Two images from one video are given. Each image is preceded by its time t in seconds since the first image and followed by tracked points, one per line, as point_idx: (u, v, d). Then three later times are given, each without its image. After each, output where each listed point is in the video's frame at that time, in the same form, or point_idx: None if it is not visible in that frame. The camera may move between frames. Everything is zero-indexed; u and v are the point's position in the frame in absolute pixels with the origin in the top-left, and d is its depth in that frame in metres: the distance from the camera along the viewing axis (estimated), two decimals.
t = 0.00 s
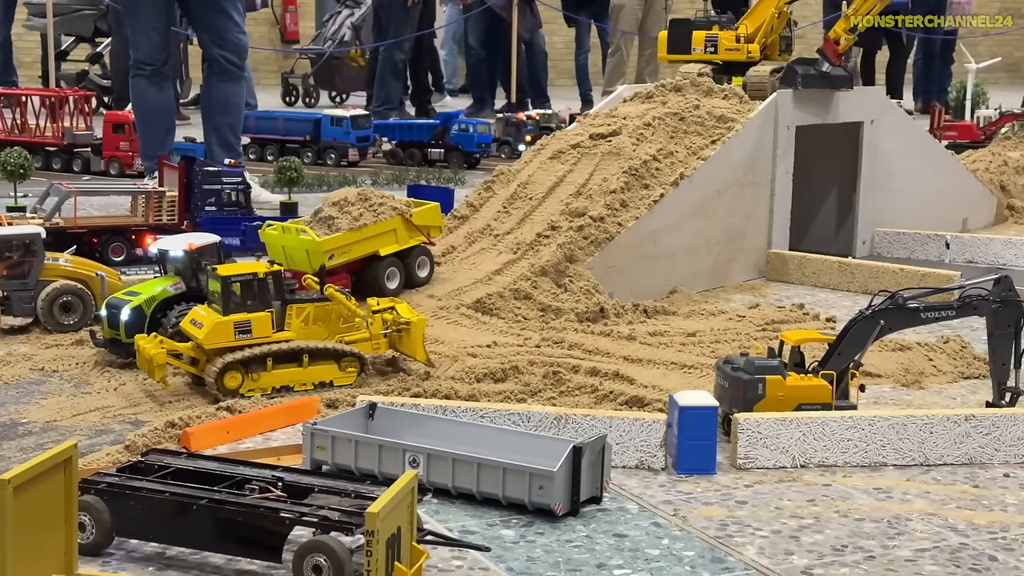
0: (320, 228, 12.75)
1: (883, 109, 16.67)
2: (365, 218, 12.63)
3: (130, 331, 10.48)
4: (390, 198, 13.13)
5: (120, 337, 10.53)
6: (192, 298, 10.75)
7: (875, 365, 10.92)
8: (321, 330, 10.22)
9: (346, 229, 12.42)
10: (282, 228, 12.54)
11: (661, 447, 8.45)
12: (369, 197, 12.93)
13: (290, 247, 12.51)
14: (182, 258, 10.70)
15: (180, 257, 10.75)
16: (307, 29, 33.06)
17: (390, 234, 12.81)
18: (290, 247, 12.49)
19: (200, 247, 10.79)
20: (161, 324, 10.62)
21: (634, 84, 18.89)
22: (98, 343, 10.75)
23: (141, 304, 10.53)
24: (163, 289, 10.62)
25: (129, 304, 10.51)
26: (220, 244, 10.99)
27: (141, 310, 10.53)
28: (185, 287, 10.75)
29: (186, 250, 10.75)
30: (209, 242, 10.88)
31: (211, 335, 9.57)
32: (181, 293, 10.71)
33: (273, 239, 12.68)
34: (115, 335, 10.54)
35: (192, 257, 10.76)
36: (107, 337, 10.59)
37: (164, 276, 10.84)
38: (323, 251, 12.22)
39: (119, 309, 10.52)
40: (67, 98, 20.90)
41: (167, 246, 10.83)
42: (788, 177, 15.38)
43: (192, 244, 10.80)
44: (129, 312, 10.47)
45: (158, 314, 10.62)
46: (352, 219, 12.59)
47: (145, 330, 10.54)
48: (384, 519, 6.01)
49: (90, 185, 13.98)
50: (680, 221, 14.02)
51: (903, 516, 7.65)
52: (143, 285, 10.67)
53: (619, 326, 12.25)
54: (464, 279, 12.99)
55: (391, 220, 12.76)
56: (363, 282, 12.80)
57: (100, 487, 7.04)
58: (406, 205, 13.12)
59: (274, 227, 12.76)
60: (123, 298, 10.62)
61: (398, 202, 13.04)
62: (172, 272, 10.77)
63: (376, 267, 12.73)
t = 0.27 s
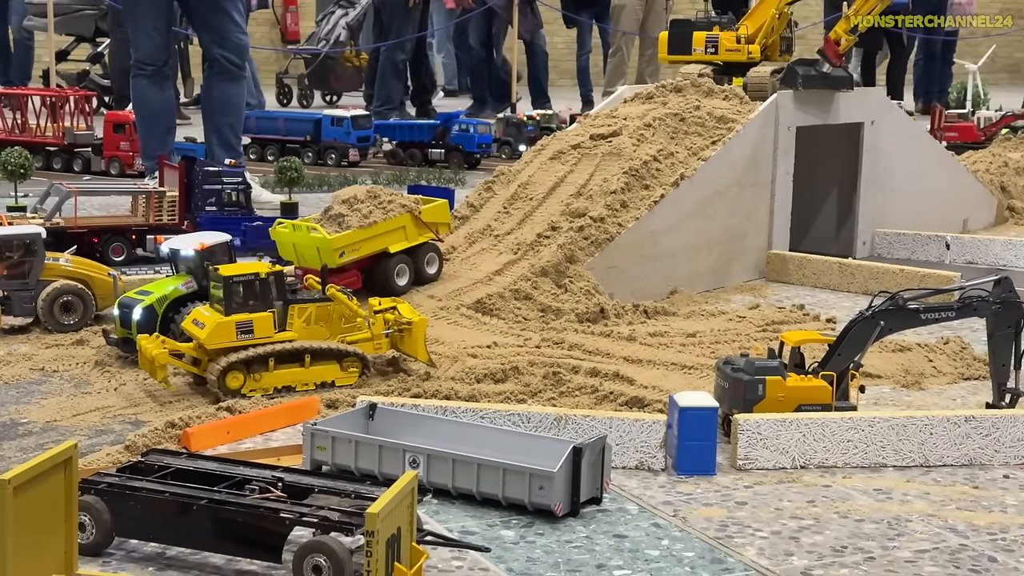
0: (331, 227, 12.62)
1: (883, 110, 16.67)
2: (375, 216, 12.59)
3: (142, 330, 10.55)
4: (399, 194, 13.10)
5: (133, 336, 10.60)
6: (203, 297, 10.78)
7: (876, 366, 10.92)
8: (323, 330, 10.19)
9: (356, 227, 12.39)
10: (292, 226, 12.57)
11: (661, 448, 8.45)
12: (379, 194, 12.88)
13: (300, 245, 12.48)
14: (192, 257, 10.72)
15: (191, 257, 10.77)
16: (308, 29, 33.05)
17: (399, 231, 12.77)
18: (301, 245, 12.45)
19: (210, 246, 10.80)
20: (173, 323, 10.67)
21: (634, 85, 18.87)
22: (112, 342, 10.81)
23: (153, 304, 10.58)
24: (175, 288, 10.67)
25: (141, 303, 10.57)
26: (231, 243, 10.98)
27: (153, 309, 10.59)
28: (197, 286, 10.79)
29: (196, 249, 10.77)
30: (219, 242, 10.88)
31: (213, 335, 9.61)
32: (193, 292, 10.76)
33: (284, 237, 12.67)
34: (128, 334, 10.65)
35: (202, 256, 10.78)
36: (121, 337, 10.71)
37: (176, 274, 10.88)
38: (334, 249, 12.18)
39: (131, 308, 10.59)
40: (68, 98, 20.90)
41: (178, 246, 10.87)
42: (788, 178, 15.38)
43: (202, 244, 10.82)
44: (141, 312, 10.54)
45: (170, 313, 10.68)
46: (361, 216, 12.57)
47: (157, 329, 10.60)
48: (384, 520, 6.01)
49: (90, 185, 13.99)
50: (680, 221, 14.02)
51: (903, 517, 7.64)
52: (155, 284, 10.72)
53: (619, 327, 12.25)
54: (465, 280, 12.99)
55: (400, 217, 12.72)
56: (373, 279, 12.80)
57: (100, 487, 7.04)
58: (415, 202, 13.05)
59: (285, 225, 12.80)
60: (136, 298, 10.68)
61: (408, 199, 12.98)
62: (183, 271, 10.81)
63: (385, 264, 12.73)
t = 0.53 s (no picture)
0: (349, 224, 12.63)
1: (882, 112, 16.68)
2: (392, 213, 12.64)
3: (167, 330, 10.65)
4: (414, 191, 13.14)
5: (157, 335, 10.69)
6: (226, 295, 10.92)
7: (875, 369, 10.93)
8: (332, 330, 10.27)
9: (375, 224, 12.43)
10: (312, 224, 12.60)
11: (661, 450, 8.45)
12: (395, 192, 12.99)
13: (319, 243, 12.50)
14: (215, 256, 10.90)
15: (214, 256, 10.95)
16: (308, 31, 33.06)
17: (417, 227, 12.86)
18: (320, 243, 12.47)
19: (232, 245, 10.97)
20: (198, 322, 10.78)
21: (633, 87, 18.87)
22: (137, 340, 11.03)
23: (177, 303, 10.67)
24: (198, 287, 10.77)
25: (166, 303, 10.66)
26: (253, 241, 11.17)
27: (177, 309, 10.68)
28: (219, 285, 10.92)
29: (219, 248, 10.94)
30: (240, 241, 11.07)
31: (223, 335, 9.62)
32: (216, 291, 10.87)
33: (303, 235, 12.71)
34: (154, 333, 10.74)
35: (225, 256, 10.97)
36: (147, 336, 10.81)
37: (198, 275, 11.02)
38: (354, 246, 12.22)
39: (156, 308, 10.67)
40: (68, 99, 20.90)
41: (200, 246, 11.03)
42: (787, 180, 15.40)
43: (224, 244, 11.00)
44: (165, 311, 10.63)
45: (194, 312, 10.77)
46: (380, 214, 12.60)
47: (182, 328, 10.69)
48: (384, 521, 6.02)
49: (89, 186, 14.02)
50: (680, 223, 14.03)
51: (902, 519, 7.65)
52: (179, 284, 10.81)
53: (619, 329, 12.27)
54: (464, 281, 12.99)
55: (417, 214, 12.80)
56: (391, 274, 12.88)
57: (100, 488, 7.05)
58: (431, 198, 13.11)
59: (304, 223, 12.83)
60: (160, 298, 10.78)
61: (423, 196, 13.02)
62: (206, 270, 10.96)
63: (403, 260, 12.80)
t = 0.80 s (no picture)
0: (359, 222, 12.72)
1: (880, 116, 16.70)
2: (401, 212, 12.75)
3: (180, 326, 10.69)
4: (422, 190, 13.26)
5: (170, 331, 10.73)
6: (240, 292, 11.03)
7: (872, 372, 10.94)
8: (338, 332, 10.30)
9: (383, 223, 12.53)
10: (321, 222, 12.63)
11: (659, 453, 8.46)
12: (404, 191, 13.03)
13: (329, 241, 12.55)
14: (229, 254, 11.01)
15: (227, 254, 11.07)
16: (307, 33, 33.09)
17: (425, 226, 12.97)
18: (330, 241, 12.52)
19: (246, 242, 11.06)
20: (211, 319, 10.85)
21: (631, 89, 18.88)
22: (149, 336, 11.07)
23: (191, 299, 10.72)
24: (212, 284, 10.84)
25: (180, 299, 10.70)
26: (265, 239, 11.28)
27: (191, 305, 10.74)
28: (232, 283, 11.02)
29: (233, 245, 11.05)
30: (254, 238, 11.17)
31: (228, 337, 9.64)
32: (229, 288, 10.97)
33: (313, 234, 12.75)
34: (167, 330, 10.77)
35: (238, 253, 11.07)
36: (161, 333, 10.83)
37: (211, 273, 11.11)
38: (364, 243, 12.29)
39: (170, 304, 10.71)
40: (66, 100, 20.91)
41: (214, 244, 11.15)
42: (785, 183, 15.42)
43: (238, 241, 11.09)
44: (179, 308, 10.68)
45: (208, 308, 10.83)
46: (388, 211, 12.74)
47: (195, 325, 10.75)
48: (383, 523, 6.04)
49: (87, 188, 14.02)
50: (678, 226, 14.05)
51: (899, 523, 7.67)
52: (192, 281, 10.88)
53: (617, 332, 12.28)
54: (463, 283, 13.00)
55: (426, 212, 12.92)
56: (399, 272, 12.93)
57: (98, 491, 7.06)
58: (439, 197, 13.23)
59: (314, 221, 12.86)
60: (173, 294, 10.81)
61: (432, 195, 13.11)
62: (220, 268, 11.07)
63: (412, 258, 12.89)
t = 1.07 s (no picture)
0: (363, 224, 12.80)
1: (878, 120, 16.71)
2: (404, 213, 12.80)
3: (186, 327, 10.76)
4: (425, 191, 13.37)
5: (175, 332, 10.79)
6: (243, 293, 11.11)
7: (869, 376, 10.96)
8: (342, 334, 10.26)
9: (386, 224, 12.56)
10: (325, 224, 12.62)
11: (656, 456, 8.47)
12: (406, 192, 13.18)
13: (333, 242, 12.53)
14: (234, 255, 11.04)
15: (232, 255, 11.09)
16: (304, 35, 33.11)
17: (428, 227, 12.99)
18: (333, 243, 12.50)
19: (251, 245, 11.13)
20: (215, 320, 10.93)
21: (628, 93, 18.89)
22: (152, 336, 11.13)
23: (196, 301, 10.79)
24: (216, 286, 10.92)
25: (185, 300, 10.77)
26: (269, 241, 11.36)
27: (196, 306, 10.81)
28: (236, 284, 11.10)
29: (238, 248, 11.09)
30: (259, 240, 11.21)
31: (233, 338, 9.66)
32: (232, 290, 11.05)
33: (317, 235, 12.72)
34: (172, 330, 10.83)
35: (244, 255, 11.12)
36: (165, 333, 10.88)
37: (215, 274, 11.17)
38: (367, 245, 12.30)
39: (175, 305, 10.76)
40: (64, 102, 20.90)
41: (218, 245, 11.16)
42: (783, 187, 15.43)
43: (243, 243, 11.15)
44: (185, 309, 10.74)
45: (212, 309, 10.92)
46: (392, 213, 12.83)
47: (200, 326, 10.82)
48: (381, 527, 6.04)
49: (85, 190, 14.02)
50: (675, 229, 14.06)
51: (896, 527, 7.68)
52: (197, 282, 10.94)
53: (614, 335, 12.28)
54: (460, 286, 13.00)
55: (429, 213, 12.96)
56: (401, 272, 12.99)
57: (95, 493, 7.06)
58: (441, 199, 13.29)
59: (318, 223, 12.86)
60: (178, 295, 10.86)
61: (434, 196, 13.19)
62: (224, 269, 11.12)
63: (415, 259, 12.92)
